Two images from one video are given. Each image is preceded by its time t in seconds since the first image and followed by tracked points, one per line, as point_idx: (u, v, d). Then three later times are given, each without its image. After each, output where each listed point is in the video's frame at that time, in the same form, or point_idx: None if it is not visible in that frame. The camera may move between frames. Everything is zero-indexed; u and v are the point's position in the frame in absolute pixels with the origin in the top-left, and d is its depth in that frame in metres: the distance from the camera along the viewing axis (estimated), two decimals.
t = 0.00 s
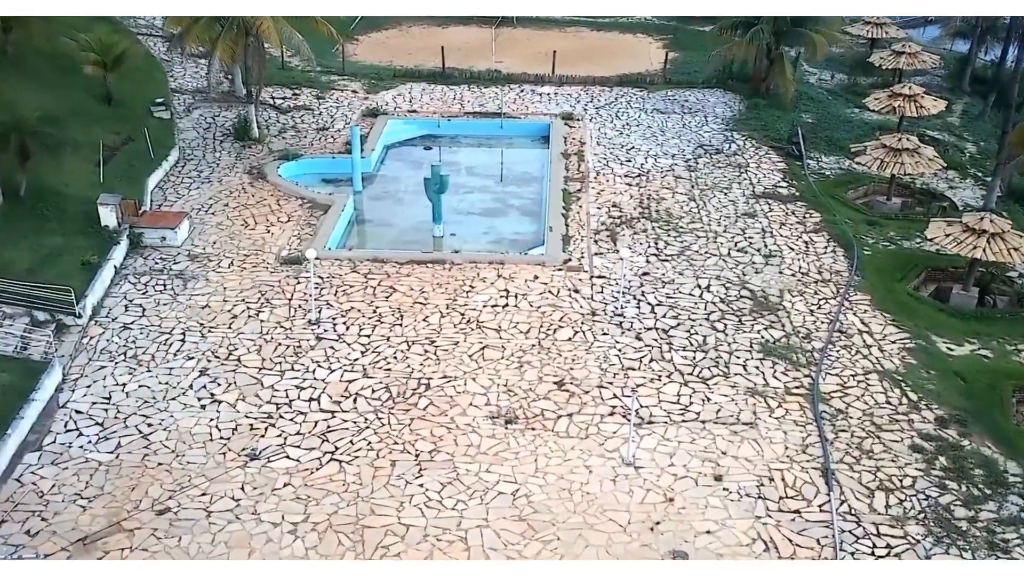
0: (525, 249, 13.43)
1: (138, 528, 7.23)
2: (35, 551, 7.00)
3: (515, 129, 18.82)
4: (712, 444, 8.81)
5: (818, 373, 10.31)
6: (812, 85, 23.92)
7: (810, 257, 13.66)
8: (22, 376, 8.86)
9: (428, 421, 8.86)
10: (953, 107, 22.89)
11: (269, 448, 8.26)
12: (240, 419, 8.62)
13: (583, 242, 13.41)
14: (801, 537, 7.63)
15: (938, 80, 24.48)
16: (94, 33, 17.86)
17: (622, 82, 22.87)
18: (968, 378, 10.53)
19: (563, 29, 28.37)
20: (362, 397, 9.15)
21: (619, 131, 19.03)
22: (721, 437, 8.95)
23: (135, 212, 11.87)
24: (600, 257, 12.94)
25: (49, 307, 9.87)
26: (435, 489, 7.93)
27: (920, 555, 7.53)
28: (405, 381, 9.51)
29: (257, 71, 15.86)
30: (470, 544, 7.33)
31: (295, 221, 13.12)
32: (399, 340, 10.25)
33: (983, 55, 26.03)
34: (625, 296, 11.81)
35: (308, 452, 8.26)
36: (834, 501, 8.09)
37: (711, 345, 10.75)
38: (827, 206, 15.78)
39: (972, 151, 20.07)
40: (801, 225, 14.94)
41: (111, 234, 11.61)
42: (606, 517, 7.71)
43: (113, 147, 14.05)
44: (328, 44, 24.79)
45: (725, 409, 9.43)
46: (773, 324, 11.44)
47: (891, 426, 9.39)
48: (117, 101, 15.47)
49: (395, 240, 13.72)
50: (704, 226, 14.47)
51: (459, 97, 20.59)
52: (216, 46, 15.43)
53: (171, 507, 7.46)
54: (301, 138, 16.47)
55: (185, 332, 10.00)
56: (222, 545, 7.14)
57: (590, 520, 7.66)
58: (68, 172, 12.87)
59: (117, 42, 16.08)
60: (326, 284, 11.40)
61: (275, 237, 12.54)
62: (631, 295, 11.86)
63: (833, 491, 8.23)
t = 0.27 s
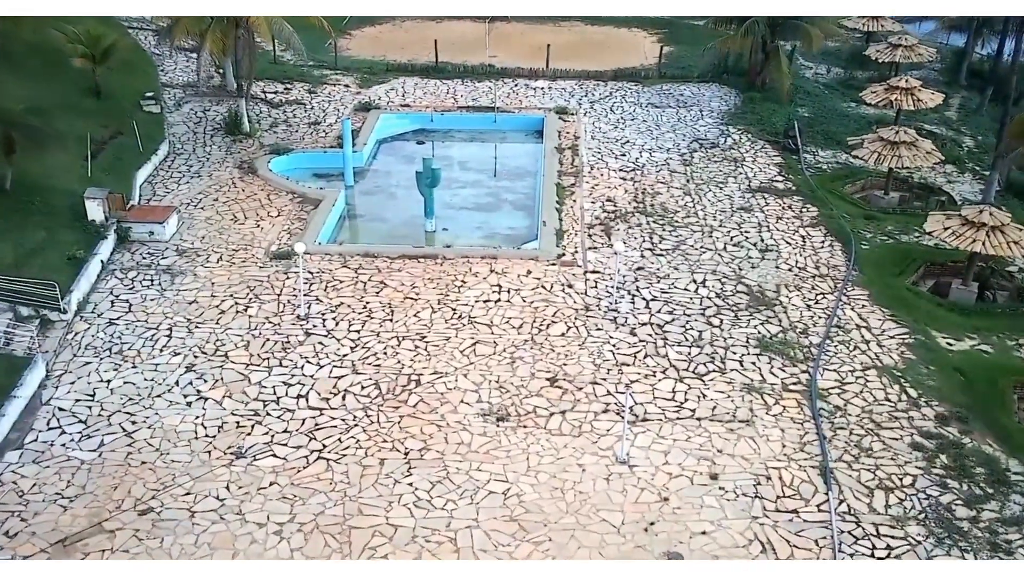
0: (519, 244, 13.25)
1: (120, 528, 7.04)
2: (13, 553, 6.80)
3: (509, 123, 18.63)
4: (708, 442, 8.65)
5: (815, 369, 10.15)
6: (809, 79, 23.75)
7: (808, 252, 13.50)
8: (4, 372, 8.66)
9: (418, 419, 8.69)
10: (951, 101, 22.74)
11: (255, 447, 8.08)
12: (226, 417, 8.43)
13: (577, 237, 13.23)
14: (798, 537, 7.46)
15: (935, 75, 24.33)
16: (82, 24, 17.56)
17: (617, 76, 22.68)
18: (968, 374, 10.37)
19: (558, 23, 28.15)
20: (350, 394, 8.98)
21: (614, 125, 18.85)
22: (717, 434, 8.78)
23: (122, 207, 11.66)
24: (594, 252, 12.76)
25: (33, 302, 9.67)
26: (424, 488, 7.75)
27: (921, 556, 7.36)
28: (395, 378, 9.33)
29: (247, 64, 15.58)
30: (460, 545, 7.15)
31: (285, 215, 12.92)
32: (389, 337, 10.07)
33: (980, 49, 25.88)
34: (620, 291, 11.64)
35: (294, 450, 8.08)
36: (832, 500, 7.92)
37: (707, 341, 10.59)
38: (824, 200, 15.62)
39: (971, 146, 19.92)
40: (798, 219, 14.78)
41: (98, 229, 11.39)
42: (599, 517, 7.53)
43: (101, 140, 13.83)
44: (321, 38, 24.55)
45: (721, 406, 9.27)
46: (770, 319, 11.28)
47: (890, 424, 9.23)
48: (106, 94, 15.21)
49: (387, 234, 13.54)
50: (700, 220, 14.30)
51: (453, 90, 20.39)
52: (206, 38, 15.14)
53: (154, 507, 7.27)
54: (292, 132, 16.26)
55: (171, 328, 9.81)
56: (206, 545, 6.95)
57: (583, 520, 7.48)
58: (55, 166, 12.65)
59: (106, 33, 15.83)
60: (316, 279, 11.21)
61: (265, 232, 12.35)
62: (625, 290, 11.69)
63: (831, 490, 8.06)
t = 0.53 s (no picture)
0: (512, 237, 13.11)
1: (101, 522, 6.88)
2: None
3: (502, 118, 18.49)
4: (702, 434, 8.51)
5: (811, 361, 10.02)
6: (805, 75, 23.64)
7: (804, 244, 13.37)
8: None
9: (407, 411, 8.54)
10: (948, 97, 22.65)
11: (241, 439, 7.92)
12: (212, 410, 8.28)
13: (571, 230, 13.09)
14: (794, 528, 7.32)
15: (932, 70, 24.23)
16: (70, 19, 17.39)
17: (613, 72, 22.55)
18: (966, 366, 10.25)
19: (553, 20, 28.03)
20: (339, 386, 8.84)
21: (608, 119, 18.72)
22: (712, 426, 8.65)
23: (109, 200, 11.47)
24: (588, 244, 12.63)
25: (15, 294, 9.54)
26: (413, 480, 7.61)
27: (918, 547, 7.22)
28: (385, 370, 9.19)
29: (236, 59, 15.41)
30: (449, 538, 7.00)
31: (275, 209, 12.77)
32: (379, 329, 9.92)
33: (978, 45, 25.79)
34: (614, 283, 11.50)
35: (281, 443, 7.93)
36: (828, 491, 7.79)
37: (702, 333, 10.46)
38: (820, 194, 15.50)
39: (968, 140, 19.81)
40: (793, 212, 14.66)
41: (83, 221, 11.25)
42: (591, 508, 7.40)
43: (88, 134, 13.66)
44: (314, 35, 24.40)
45: (716, 398, 9.14)
46: (766, 311, 11.15)
47: (887, 415, 9.10)
48: (93, 87, 15.04)
49: (379, 228, 13.40)
50: (695, 213, 14.17)
51: (447, 86, 20.25)
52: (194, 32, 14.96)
53: (137, 500, 7.12)
54: (283, 127, 16.11)
55: (157, 321, 9.66)
56: (189, 538, 6.79)
57: (575, 512, 7.34)
58: (41, 158, 12.48)
59: (94, 26, 15.63)
60: (306, 272, 11.06)
61: (254, 225, 12.19)
62: (619, 282, 11.55)
63: (828, 481, 7.93)
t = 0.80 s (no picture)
0: (506, 229, 12.99)
1: (84, 512, 6.75)
2: None
3: (497, 112, 18.36)
4: (697, 423, 8.40)
5: (808, 350, 9.91)
6: (802, 70, 23.54)
7: (800, 236, 13.26)
8: None
9: (398, 401, 8.42)
10: (946, 92, 22.54)
11: (228, 429, 7.79)
12: (199, 400, 8.16)
13: (565, 222, 12.97)
14: (789, 517, 7.20)
15: (930, 65, 24.13)
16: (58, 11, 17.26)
17: (609, 67, 22.43)
18: (964, 356, 10.13)
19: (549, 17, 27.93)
20: (329, 376, 8.72)
21: (604, 113, 18.60)
22: (707, 415, 8.54)
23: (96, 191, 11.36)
24: (582, 236, 12.51)
25: None
26: (403, 470, 7.48)
27: (915, 535, 7.10)
28: (376, 360, 9.07)
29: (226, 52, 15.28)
30: (438, 527, 6.87)
31: (266, 201, 12.65)
32: (370, 320, 9.80)
33: (975, 41, 25.69)
34: (608, 275, 11.38)
35: (269, 433, 7.81)
36: (824, 480, 7.68)
37: (697, 323, 10.34)
38: (817, 186, 15.39)
39: (965, 134, 19.70)
40: (790, 204, 14.55)
41: (70, 213, 11.12)
42: (583, 498, 7.28)
43: (76, 126, 13.53)
44: (309, 31, 24.27)
45: (711, 387, 9.03)
46: (762, 302, 11.03)
47: (884, 404, 8.99)
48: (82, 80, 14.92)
49: (371, 220, 13.28)
50: (691, 205, 14.05)
51: (441, 80, 20.12)
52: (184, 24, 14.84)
53: (120, 490, 6.99)
54: (275, 120, 15.98)
55: (145, 312, 9.54)
56: (173, 529, 6.65)
57: (567, 502, 7.23)
58: (28, 150, 12.34)
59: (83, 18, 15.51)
60: (296, 264, 10.93)
61: (245, 217, 12.06)
62: (614, 273, 11.43)
63: (823, 469, 7.82)
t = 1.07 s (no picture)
0: (501, 219, 12.89)
1: (69, 501, 6.62)
2: None
3: (493, 104, 18.27)
4: (692, 411, 8.32)
5: (804, 339, 9.83)
6: (799, 63, 23.45)
7: (796, 226, 13.18)
8: None
9: (390, 389, 8.33)
10: (943, 85, 22.46)
11: (217, 418, 7.69)
12: (188, 389, 8.06)
13: (561, 212, 12.88)
14: (784, 503, 7.13)
15: (927, 58, 24.05)
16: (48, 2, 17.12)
17: (605, 60, 22.32)
18: (960, 345, 10.06)
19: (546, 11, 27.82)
20: (321, 365, 8.62)
21: (600, 105, 18.51)
22: (702, 403, 8.46)
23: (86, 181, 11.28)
24: (578, 226, 12.42)
25: None
26: (394, 458, 7.38)
27: (912, 522, 7.02)
28: (368, 349, 8.97)
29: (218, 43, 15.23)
30: (429, 515, 6.77)
31: (259, 192, 12.55)
32: (362, 309, 9.71)
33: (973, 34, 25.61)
34: (604, 264, 11.29)
35: (259, 421, 7.71)
36: (819, 466, 7.61)
37: (693, 312, 10.26)
38: (814, 177, 15.31)
39: (963, 126, 19.63)
40: (786, 195, 14.47)
41: (60, 203, 11.03)
42: (577, 485, 7.20)
43: (67, 117, 13.44)
44: (305, 25, 24.15)
45: (706, 375, 8.95)
46: (758, 291, 10.95)
47: (881, 392, 8.91)
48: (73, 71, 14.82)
49: (365, 211, 13.18)
50: (687, 196, 13.96)
51: (437, 73, 20.01)
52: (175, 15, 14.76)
53: (107, 479, 6.86)
54: (269, 112, 15.88)
55: (134, 301, 9.44)
56: (160, 517, 6.52)
57: (559, 489, 7.14)
58: (17, 141, 12.22)
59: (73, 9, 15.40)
60: (288, 254, 10.83)
61: (237, 208, 11.97)
62: (609, 263, 11.34)
63: (818, 456, 7.74)
